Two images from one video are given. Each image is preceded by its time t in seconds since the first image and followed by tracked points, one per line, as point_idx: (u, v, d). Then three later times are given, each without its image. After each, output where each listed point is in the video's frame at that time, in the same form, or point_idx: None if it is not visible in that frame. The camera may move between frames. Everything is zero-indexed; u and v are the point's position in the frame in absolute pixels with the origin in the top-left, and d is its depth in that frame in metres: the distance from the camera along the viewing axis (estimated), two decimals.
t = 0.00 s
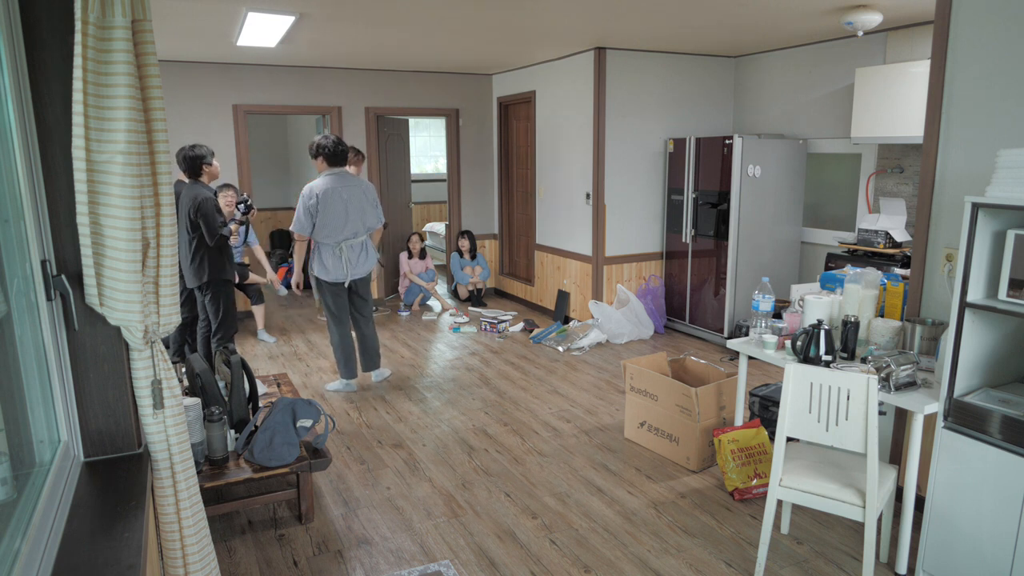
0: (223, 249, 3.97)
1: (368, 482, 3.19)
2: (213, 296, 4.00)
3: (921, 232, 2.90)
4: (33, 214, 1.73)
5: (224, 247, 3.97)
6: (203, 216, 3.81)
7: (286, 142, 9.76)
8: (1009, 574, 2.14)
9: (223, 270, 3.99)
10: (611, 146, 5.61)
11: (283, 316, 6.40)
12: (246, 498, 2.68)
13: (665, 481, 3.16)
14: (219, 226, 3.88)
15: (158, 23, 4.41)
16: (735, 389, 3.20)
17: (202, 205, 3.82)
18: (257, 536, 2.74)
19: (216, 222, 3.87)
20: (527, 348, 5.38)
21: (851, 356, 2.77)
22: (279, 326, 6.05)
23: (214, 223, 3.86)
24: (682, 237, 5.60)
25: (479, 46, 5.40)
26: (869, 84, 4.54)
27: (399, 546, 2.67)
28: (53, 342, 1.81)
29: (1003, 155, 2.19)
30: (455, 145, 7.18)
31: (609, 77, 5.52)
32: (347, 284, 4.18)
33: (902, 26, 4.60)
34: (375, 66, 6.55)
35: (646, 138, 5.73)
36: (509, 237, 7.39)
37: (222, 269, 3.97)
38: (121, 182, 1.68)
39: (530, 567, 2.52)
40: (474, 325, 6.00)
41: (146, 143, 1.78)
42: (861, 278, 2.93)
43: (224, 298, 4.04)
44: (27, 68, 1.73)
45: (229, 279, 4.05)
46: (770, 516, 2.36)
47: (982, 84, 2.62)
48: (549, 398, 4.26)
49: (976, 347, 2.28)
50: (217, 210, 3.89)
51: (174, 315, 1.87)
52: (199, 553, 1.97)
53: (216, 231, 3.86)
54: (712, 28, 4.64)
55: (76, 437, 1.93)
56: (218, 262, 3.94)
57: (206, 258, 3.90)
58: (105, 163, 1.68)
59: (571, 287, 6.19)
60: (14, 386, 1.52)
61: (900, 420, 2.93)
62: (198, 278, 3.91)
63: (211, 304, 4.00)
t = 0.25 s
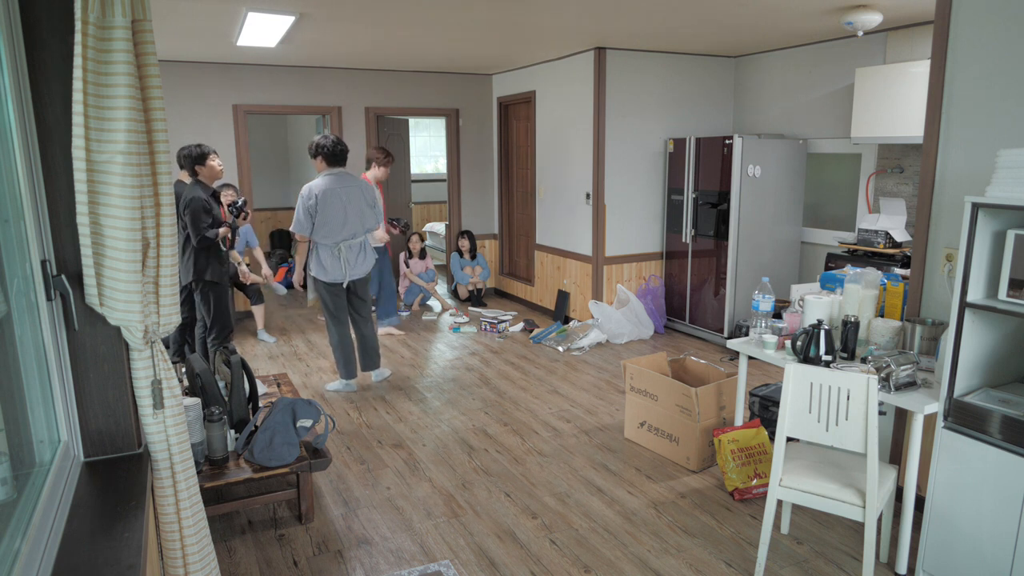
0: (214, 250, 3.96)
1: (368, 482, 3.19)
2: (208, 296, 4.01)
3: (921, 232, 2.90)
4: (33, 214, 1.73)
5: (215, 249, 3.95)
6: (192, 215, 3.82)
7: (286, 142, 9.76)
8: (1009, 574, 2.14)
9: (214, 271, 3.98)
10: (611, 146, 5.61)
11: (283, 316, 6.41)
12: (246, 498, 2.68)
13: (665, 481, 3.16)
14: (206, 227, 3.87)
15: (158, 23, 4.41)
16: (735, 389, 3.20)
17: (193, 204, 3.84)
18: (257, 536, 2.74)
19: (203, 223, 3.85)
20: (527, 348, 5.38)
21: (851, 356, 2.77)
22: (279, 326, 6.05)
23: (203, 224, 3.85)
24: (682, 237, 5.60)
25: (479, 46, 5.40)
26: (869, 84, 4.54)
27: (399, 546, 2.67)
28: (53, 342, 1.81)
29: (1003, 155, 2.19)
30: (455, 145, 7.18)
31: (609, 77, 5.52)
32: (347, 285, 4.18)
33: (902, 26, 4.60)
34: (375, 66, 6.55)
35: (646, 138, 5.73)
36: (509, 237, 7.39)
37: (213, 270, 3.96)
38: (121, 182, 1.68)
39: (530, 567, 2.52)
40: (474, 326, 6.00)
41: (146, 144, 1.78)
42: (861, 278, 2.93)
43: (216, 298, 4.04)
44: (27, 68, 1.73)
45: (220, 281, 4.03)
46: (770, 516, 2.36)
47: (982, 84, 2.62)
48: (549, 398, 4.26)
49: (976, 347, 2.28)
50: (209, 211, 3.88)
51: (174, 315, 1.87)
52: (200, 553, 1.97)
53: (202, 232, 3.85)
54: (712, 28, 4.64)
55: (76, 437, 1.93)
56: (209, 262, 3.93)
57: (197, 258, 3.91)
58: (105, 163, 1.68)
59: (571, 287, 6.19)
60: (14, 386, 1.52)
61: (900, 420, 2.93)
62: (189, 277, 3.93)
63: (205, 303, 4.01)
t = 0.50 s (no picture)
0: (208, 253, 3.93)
1: (368, 482, 3.19)
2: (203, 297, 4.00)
3: (921, 232, 2.90)
4: (33, 214, 1.73)
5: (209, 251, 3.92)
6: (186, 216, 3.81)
7: (286, 142, 9.77)
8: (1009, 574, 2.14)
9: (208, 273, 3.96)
10: (611, 146, 5.61)
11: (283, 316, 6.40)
12: (246, 498, 2.68)
13: (665, 481, 3.16)
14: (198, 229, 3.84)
15: (158, 23, 4.41)
16: (735, 389, 3.20)
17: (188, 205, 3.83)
18: (257, 536, 2.74)
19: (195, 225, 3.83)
20: (527, 348, 5.38)
21: (851, 356, 2.77)
22: (279, 326, 6.05)
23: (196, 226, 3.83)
24: (682, 237, 5.60)
25: (479, 46, 5.40)
26: (869, 84, 4.54)
27: (399, 546, 2.67)
28: (53, 342, 1.81)
29: (1003, 154, 2.18)
30: (455, 145, 7.18)
31: (609, 77, 5.52)
32: (346, 284, 4.18)
33: (902, 26, 4.60)
34: (375, 66, 6.55)
35: (646, 137, 5.73)
36: (509, 237, 7.39)
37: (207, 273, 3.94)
38: (121, 182, 1.68)
39: (530, 567, 2.52)
40: (474, 326, 6.00)
41: (146, 143, 1.78)
42: (861, 278, 2.93)
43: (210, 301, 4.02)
44: (27, 68, 1.73)
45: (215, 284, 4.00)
46: (770, 516, 2.36)
47: (982, 84, 2.62)
48: (549, 398, 4.26)
49: (976, 347, 2.28)
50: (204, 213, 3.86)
51: (174, 315, 1.87)
52: (199, 553, 1.97)
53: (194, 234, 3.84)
54: (712, 28, 4.64)
55: (76, 437, 1.93)
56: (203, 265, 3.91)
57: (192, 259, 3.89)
58: (105, 163, 1.68)
59: (571, 287, 6.19)
60: (14, 386, 1.52)
61: (900, 420, 2.93)
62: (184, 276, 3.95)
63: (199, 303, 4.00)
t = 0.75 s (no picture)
0: (206, 258, 3.89)
1: (368, 482, 3.19)
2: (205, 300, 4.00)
3: (921, 232, 2.90)
4: (33, 214, 1.73)
5: (206, 255, 3.88)
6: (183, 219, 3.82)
7: (286, 141, 9.77)
8: (1009, 574, 2.14)
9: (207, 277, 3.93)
10: (611, 146, 5.61)
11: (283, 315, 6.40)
12: (246, 498, 2.68)
13: (665, 481, 3.16)
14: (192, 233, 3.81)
15: (158, 23, 4.41)
16: (735, 389, 3.20)
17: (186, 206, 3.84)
18: (256, 536, 2.74)
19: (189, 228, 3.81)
20: (527, 348, 5.37)
21: (851, 356, 2.77)
22: (279, 326, 6.04)
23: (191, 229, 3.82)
24: (682, 237, 5.60)
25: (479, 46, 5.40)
26: (869, 84, 4.54)
27: (399, 545, 2.67)
28: (53, 342, 1.81)
29: (1003, 154, 2.18)
30: (455, 145, 7.18)
31: (609, 77, 5.52)
32: (346, 284, 4.17)
33: (902, 26, 4.60)
34: (375, 66, 6.55)
35: (646, 137, 5.73)
36: (509, 237, 7.39)
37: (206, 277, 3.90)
38: (121, 182, 1.68)
39: (530, 567, 2.52)
40: (474, 326, 6.00)
41: (146, 144, 1.78)
42: (861, 278, 2.93)
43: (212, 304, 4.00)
44: (27, 68, 1.73)
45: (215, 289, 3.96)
46: (770, 516, 2.36)
47: (982, 84, 2.62)
48: (549, 398, 4.26)
49: (976, 347, 2.28)
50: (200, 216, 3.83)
51: (174, 315, 1.87)
52: (199, 553, 1.97)
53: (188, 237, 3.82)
54: (712, 28, 4.64)
55: (76, 437, 1.93)
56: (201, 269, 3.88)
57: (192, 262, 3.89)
58: (105, 163, 1.68)
59: (571, 287, 6.19)
60: (14, 386, 1.52)
61: (900, 420, 2.93)
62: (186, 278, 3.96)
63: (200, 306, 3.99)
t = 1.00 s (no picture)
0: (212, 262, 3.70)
1: (368, 482, 3.19)
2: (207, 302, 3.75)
3: (921, 232, 2.90)
4: (33, 214, 1.73)
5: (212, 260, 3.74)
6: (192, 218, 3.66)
7: (286, 141, 9.77)
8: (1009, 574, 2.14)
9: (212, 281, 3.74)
10: (611, 147, 5.61)
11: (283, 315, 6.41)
12: (246, 498, 2.68)
13: (665, 481, 3.16)
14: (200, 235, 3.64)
15: (158, 23, 4.41)
16: (735, 389, 3.20)
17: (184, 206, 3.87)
18: (257, 536, 2.74)
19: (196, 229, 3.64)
20: (526, 348, 5.38)
21: (851, 356, 2.77)
22: (279, 326, 6.04)
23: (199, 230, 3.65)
24: (682, 237, 5.60)
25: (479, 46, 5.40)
26: (869, 84, 4.54)
27: (399, 545, 2.67)
28: (53, 342, 1.81)
29: (1003, 154, 2.19)
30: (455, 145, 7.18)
31: (609, 77, 5.52)
32: (346, 284, 4.17)
33: (902, 26, 4.60)
34: (375, 66, 6.55)
35: (646, 137, 5.73)
36: (510, 237, 7.39)
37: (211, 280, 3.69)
38: (121, 182, 1.68)
39: (530, 567, 2.52)
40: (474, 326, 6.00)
41: (146, 143, 1.78)
42: (861, 278, 2.93)
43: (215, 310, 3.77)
44: (28, 68, 1.73)
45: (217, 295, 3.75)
46: (770, 516, 2.36)
47: (983, 84, 2.62)
48: (549, 398, 4.26)
49: (976, 347, 2.28)
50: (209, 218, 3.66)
51: (174, 315, 1.87)
52: (200, 553, 1.97)
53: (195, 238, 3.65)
54: (712, 28, 4.64)
55: (76, 437, 1.93)
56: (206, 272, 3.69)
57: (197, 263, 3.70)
58: (105, 163, 1.68)
59: (571, 287, 6.19)
60: (14, 386, 1.52)
61: (900, 420, 2.93)
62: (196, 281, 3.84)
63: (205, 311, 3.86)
